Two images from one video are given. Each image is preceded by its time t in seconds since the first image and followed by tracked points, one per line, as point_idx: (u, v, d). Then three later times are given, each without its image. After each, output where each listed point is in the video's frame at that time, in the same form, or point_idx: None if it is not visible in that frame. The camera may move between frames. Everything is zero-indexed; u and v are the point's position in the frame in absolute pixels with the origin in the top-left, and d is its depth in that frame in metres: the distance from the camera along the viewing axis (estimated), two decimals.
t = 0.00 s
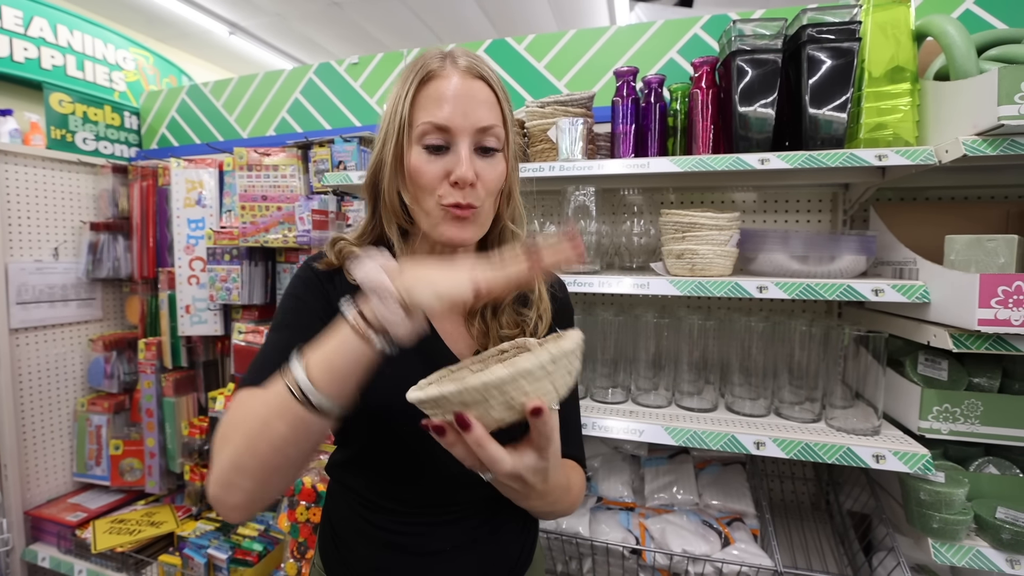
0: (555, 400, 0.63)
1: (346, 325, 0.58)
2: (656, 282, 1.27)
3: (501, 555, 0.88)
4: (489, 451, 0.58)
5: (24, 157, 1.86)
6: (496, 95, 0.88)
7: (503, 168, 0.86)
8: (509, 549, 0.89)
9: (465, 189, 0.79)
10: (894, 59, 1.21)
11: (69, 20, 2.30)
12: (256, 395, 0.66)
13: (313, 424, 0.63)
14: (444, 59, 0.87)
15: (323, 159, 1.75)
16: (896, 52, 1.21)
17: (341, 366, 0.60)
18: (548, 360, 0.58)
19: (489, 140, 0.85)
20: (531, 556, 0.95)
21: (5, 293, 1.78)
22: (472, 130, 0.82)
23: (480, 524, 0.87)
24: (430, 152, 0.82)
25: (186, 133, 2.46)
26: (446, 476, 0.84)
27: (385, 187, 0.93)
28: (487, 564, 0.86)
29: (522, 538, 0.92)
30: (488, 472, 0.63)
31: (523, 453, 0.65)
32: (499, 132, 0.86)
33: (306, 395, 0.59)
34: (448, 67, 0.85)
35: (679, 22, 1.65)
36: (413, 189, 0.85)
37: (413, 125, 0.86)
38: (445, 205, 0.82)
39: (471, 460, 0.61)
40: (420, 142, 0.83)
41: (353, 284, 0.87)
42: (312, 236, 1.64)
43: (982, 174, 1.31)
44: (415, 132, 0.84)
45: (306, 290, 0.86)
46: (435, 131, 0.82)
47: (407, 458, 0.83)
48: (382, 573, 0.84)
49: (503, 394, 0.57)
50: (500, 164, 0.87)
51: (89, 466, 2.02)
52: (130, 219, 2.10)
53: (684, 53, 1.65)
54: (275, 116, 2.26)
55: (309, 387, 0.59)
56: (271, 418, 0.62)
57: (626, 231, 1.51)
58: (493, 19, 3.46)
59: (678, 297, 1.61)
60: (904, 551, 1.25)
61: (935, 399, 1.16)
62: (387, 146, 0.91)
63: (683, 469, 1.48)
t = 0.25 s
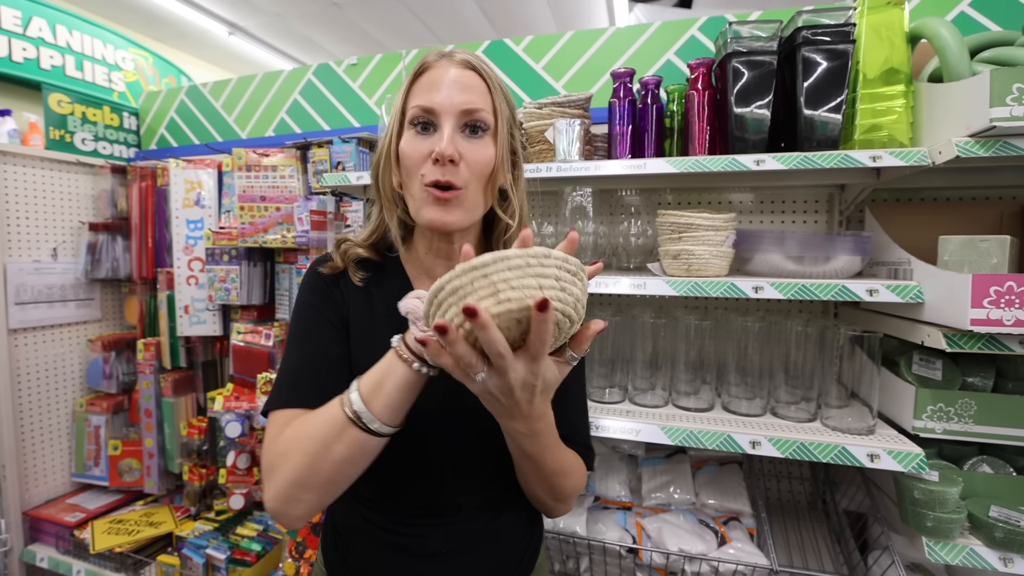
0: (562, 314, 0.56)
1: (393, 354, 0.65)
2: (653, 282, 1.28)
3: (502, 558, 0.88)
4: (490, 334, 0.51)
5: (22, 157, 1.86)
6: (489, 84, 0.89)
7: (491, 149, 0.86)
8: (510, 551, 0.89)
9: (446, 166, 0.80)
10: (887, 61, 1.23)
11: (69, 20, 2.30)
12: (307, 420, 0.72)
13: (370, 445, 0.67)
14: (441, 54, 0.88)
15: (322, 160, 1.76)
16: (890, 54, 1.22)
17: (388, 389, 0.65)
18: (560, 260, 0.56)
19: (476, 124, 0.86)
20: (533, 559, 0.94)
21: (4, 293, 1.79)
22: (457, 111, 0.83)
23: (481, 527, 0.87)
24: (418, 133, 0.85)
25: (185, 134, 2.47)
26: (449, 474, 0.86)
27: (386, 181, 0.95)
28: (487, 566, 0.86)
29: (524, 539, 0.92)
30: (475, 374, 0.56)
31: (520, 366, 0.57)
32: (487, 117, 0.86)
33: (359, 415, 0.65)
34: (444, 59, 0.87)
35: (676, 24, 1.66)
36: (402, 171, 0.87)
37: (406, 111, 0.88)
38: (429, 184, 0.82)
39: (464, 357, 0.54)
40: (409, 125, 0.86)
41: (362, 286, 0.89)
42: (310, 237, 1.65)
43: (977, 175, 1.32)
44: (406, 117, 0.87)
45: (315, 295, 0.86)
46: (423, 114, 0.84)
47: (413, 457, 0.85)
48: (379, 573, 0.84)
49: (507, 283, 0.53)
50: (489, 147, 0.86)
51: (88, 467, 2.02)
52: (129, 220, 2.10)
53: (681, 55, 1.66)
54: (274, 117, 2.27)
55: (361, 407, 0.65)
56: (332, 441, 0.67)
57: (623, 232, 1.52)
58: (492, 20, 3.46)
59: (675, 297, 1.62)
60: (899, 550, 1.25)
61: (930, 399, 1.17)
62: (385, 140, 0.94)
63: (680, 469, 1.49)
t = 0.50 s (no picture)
0: (551, 321, 0.57)
1: (398, 379, 0.65)
2: (650, 283, 1.29)
3: (500, 559, 0.88)
4: (491, 335, 0.51)
5: (22, 158, 1.87)
6: (490, 96, 0.88)
7: (491, 165, 0.87)
8: (509, 551, 0.89)
9: (446, 186, 0.82)
10: (882, 64, 1.23)
11: (69, 22, 2.31)
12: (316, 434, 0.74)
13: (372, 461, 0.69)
14: (440, 62, 0.87)
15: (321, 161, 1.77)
16: (884, 57, 1.23)
17: (393, 417, 0.65)
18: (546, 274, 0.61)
19: (477, 139, 0.86)
20: (533, 560, 0.95)
21: (3, 294, 1.79)
22: (457, 129, 0.84)
23: (480, 529, 0.87)
24: (418, 149, 0.85)
25: (184, 135, 2.47)
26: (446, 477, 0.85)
27: (387, 189, 0.96)
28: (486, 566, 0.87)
29: (524, 538, 0.92)
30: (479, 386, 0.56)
31: (516, 381, 0.56)
32: (488, 132, 0.86)
33: (364, 437, 0.66)
34: (444, 70, 0.86)
35: (673, 26, 1.67)
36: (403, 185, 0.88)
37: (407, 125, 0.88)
38: (431, 202, 0.84)
39: (468, 363, 0.53)
40: (410, 139, 0.87)
41: (361, 291, 0.89)
42: (310, 238, 1.66)
43: (971, 177, 1.33)
44: (406, 131, 0.88)
45: (314, 300, 0.87)
46: (423, 131, 0.85)
47: (410, 460, 0.85)
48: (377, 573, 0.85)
49: (497, 291, 0.56)
50: (489, 162, 0.87)
51: (87, 468, 2.02)
52: (128, 221, 2.11)
53: (678, 57, 1.67)
54: (273, 118, 2.27)
55: (366, 429, 0.66)
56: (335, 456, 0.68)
57: (621, 233, 1.53)
58: (491, 22, 3.48)
59: (672, 298, 1.62)
60: (895, 550, 1.25)
61: (925, 399, 1.18)
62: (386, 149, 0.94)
63: (677, 469, 1.50)
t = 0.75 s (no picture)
0: (547, 305, 0.61)
1: (399, 378, 0.69)
2: (648, 285, 1.29)
3: (498, 560, 0.88)
4: (492, 319, 0.55)
5: (22, 160, 1.87)
6: (491, 99, 0.88)
7: (492, 169, 0.87)
8: (507, 552, 0.90)
9: (448, 192, 0.83)
10: (877, 67, 1.24)
11: (68, 23, 2.31)
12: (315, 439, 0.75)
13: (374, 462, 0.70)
14: (441, 63, 0.87)
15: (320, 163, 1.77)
16: (880, 60, 1.24)
17: (394, 414, 0.67)
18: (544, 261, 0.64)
19: (478, 143, 0.87)
20: (532, 560, 0.95)
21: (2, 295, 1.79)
22: (459, 133, 0.84)
23: (478, 529, 0.87)
24: (419, 153, 0.86)
25: (184, 137, 2.48)
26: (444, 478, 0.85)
27: (385, 192, 0.96)
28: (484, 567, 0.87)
29: (523, 539, 0.93)
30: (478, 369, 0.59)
31: (516, 366, 0.60)
32: (489, 136, 0.87)
33: (366, 436, 0.68)
34: (444, 73, 0.86)
35: (671, 28, 1.68)
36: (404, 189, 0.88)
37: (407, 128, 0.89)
38: (432, 208, 0.85)
39: (471, 345, 0.57)
40: (410, 143, 0.87)
41: (360, 293, 0.90)
42: (309, 240, 1.67)
43: (967, 179, 1.34)
44: (407, 135, 0.88)
45: (314, 299, 0.88)
46: (424, 135, 0.85)
47: (407, 462, 0.85)
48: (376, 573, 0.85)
49: (498, 276, 0.60)
50: (491, 166, 0.88)
51: (86, 469, 2.02)
52: (128, 222, 2.11)
53: (676, 60, 1.68)
54: (273, 120, 2.28)
55: (368, 429, 0.68)
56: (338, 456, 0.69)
57: (619, 235, 1.53)
58: (491, 24, 3.49)
59: (670, 299, 1.63)
60: (891, 550, 1.27)
61: (921, 400, 1.18)
62: (386, 151, 0.94)
63: (676, 470, 1.50)
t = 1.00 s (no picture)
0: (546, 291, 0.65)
1: (392, 392, 0.66)
2: (647, 285, 1.30)
3: (495, 559, 0.89)
4: (502, 293, 0.56)
5: (23, 160, 1.87)
6: (488, 88, 0.89)
7: (489, 156, 0.88)
8: (505, 551, 0.90)
9: (443, 177, 0.83)
10: (877, 67, 1.25)
11: (68, 23, 2.31)
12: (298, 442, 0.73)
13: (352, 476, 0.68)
14: (438, 54, 0.88)
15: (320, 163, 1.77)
16: (879, 60, 1.24)
17: (382, 430, 0.65)
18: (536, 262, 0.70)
19: (473, 131, 0.87)
20: (528, 558, 0.96)
21: (3, 296, 1.80)
22: (454, 119, 0.85)
23: (477, 529, 0.88)
24: (415, 141, 0.86)
25: (183, 137, 2.48)
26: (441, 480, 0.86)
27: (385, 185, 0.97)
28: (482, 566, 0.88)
29: (519, 538, 0.93)
30: (494, 355, 0.57)
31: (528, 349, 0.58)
32: (485, 123, 0.87)
33: (351, 452, 0.66)
34: (440, 62, 0.87)
35: (670, 29, 1.68)
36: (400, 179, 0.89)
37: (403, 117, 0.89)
38: (427, 193, 0.85)
39: (485, 326, 0.56)
40: (406, 132, 0.88)
41: (359, 296, 0.90)
42: (309, 240, 1.67)
43: (966, 180, 1.34)
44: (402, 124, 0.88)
45: (312, 300, 0.88)
46: (419, 122, 0.86)
47: (404, 466, 0.85)
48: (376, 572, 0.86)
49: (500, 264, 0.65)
50: (487, 153, 0.88)
51: (87, 469, 2.03)
52: (128, 222, 2.12)
53: (675, 60, 1.68)
54: (273, 120, 2.28)
55: (354, 444, 0.66)
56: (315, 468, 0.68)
57: (618, 235, 1.54)
58: (491, 24, 3.49)
59: (670, 299, 1.64)
60: (890, 549, 1.27)
61: (919, 400, 1.19)
62: (384, 145, 0.95)
63: (675, 469, 1.51)
